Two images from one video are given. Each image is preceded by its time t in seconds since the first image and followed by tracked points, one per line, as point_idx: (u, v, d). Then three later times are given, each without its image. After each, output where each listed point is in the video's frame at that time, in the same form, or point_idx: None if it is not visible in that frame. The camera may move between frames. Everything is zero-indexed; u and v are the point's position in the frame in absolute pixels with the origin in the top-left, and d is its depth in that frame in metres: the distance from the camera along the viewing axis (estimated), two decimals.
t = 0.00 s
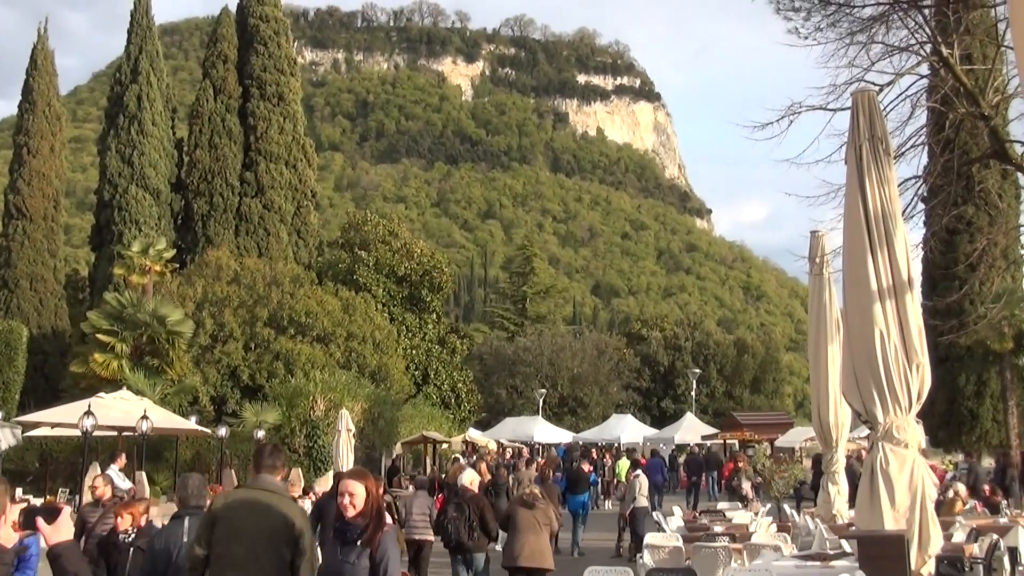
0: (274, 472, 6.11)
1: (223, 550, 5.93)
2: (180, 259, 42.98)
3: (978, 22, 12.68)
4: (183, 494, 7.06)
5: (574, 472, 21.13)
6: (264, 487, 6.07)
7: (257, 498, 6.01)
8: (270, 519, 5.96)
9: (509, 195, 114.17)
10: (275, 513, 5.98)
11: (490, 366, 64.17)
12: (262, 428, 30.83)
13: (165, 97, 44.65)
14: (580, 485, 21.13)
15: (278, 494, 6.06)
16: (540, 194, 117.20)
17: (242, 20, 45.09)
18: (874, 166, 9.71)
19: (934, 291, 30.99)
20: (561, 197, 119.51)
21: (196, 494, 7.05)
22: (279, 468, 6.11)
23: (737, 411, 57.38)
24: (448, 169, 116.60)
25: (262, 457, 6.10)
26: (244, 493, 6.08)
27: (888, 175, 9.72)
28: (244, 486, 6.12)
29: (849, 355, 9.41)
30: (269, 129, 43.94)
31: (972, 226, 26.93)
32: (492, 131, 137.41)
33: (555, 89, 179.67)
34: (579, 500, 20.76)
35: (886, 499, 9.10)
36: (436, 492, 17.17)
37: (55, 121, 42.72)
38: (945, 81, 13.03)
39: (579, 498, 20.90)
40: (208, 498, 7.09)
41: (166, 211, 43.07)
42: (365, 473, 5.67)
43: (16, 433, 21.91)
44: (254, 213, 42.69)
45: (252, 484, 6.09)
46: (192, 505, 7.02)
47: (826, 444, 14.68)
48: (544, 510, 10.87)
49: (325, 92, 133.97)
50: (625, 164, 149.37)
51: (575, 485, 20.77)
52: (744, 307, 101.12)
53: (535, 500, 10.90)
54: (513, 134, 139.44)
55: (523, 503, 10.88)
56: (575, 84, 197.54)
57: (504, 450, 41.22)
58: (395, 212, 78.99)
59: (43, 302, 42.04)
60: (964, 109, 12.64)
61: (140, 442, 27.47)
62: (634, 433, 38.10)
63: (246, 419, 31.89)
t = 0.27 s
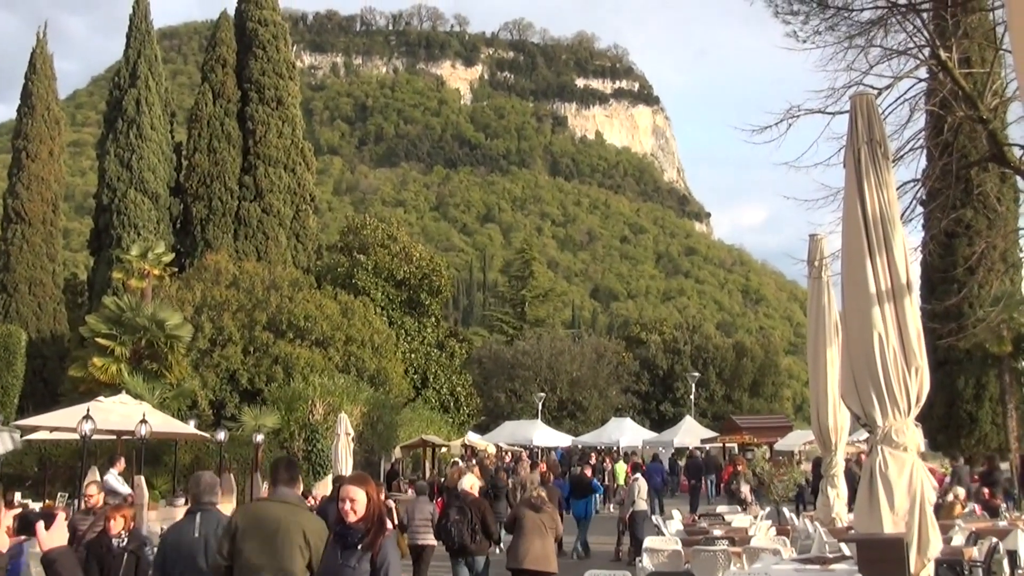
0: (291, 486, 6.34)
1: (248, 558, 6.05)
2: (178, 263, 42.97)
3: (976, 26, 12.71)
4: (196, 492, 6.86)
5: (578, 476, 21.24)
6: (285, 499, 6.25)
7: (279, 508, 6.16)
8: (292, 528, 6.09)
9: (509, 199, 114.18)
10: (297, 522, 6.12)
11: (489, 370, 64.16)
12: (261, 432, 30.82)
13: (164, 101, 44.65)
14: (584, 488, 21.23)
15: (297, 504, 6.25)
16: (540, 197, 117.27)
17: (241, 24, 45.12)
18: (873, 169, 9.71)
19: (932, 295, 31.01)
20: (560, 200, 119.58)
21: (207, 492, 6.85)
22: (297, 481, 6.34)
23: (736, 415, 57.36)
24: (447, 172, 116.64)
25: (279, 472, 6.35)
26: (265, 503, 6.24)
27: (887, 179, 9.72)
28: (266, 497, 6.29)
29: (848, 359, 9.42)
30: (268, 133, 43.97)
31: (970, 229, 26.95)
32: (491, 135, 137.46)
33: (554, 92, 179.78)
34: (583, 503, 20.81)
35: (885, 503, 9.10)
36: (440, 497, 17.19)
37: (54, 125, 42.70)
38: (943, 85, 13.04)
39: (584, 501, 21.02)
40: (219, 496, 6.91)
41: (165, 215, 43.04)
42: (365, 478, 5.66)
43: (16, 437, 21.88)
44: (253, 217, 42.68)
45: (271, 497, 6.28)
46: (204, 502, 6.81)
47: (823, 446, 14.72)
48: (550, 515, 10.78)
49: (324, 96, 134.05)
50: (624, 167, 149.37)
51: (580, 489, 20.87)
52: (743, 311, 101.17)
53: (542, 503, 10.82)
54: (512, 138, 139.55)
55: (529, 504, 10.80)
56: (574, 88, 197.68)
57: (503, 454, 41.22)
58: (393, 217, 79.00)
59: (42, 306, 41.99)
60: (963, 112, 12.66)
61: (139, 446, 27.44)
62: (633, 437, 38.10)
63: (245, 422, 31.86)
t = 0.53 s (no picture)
0: (305, 483, 6.59)
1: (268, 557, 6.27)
2: (177, 267, 42.96)
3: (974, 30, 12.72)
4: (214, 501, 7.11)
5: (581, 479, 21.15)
6: (301, 497, 6.49)
7: (294, 506, 6.40)
8: (307, 525, 6.34)
9: (507, 203, 114.23)
10: (311, 518, 6.37)
11: (487, 374, 64.14)
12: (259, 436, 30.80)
13: (162, 105, 44.63)
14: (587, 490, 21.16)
15: (312, 503, 6.50)
16: (538, 201, 117.25)
17: (240, 28, 45.11)
18: (872, 173, 9.71)
19: (931, 299, 31.01)
20: (559, 204, 119.59)
21: (227, 501, 7.08)
22: (310, 479, 6.60)
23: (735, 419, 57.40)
24: (445, 176, 116.63)
25: (293, 471, 6.59)
26: (283, 503, 6.47)
27: (885, 184, 9.72)
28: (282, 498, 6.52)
29: (846, 363, 9.42)
30: (266, 136, 43.96)
31: (969, 234, 26.96)
32: (490, 138, 137.42)
33: (552, 96, 179.82)
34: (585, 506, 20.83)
35: (883, 507, 9.11)
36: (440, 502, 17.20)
37: (52, 129, 42.68)
38: (942, 89, 13.05)
39: (587, 504, 20.94)
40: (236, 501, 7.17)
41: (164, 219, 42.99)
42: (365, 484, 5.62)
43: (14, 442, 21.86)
44: (251, 220, 42.66)
45: (288, 495, 6.52)
46: (223, 510, 7.04)
47: (823, 451, 14.66)
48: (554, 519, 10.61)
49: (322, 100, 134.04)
50: (623, 171, 149.44)
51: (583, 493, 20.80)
52: (742, 315, 101.16)
53: (545, 508, 10.66)
54: (511, 142, 139.58)
55: (533, 508, 10.64)
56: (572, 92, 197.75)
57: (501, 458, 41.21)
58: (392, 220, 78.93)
59: (40, 310, 41.99)
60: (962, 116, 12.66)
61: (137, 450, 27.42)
62: (631, 440, 38.06)
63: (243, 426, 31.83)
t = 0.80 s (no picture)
0: (327, 493, 6.75)
1: (288, 559, 6.37)
2: (175, 270, 42.94)
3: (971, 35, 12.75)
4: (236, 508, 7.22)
5: (588, 482, 21.34)
6: (319, 505, 6.63)
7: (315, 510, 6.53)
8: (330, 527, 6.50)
9: (505, 206, 114.23)
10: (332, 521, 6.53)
11: (485, 377, 64.18)
12: (257, 439, 30.77)
13: (161, 108, 44.64)
14: (594, 494, 21.37)
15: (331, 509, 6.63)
16: (537, 206, 117.36)
17: (239, 32, 45.11)
18: (869, 177, 9.73)
19: (929, 302, 31.02)
20: (557, 208, 119.69)
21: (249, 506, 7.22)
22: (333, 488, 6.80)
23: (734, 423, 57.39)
24: (443, 180, 116.70)
25: (316, 479, 6.79)
26: (303, 509, 6.60)
27: (883, 188, 9.72)
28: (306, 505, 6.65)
29: (845, 367, 9.42)
30: (264, 139, 43.95)
31: (967, 237, 26.97)
32: (489, 142, 137.53)
33: (551, 100, 180.01)
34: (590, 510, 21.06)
35: (881, 511, 9.11)
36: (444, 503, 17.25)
37: (51, 133, 42.67)
38: (939, 93, 13.07)
39: (592, 508, 21.12)
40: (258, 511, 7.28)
41: (161, 223, 42.94)
42: (360, 487, 5.64)
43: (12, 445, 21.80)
44: (249, 224, 42.63)
45: (310, 501, 6.68)
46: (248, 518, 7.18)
47: (821, 455, 14.69)
48: (555, 524, 10.58)
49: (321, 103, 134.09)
50: (621, 175, 149.47)
51: (588, 497, 20.97)
52: (740, 319, 101.25)
53: (546, 511, 10.62)
54: (509, 146, 139.73)
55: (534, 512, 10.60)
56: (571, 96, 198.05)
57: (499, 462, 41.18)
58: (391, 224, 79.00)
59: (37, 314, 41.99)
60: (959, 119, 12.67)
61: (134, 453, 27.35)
62: (630, 443, 38.05)
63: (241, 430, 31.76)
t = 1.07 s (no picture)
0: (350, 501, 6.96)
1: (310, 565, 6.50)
2: (173, 273, 42.93)
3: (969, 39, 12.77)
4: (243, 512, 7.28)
5: (595, 486, 21.63)
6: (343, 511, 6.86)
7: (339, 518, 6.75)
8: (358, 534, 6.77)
9: (504, 210, 114.23)
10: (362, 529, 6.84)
11: (484, 381, 64.20)
12: (255, 442, 30.78)
13: (159, 112, 44.64)
14: (600, 498, 21.65)
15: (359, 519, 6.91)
16: (536, 209, 117.42)
17: (237, 35, 45.14)
18: (867, 180, 9.74)
19: (928, 306, 31.07)
20: (556, 211, 119.75)
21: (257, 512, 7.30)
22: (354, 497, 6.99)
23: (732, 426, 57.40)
24: (442, 183, 116.71)
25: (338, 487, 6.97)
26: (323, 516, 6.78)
27: (881, 192, 9.73)
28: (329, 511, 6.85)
29: (843, 370, 9.42)
30: (262, 143, 43.98)
31: (965, 241, 27.02)
32: (487, 146, 137.57)
33: (550, 104, 179.98)
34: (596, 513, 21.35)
35: (879, 514, 9.12)
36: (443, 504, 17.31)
37: (49, 136, 42.66)
38: (937, 96, 13.09)
39: (599, 511, 21.41)
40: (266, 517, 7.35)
41: (160, 226, 42.92)
42: (362, 492, 5.67)
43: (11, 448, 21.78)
44: (248, 227, 42.64)
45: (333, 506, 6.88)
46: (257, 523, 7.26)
47: (819, 458, 14.71)
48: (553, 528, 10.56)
49: (319, 106, 133.98)
50: (619, 178, 149.52)
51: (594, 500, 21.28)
52: (739, 322, 101.38)
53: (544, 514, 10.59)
54: (508, 150, 139.80)
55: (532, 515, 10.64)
56: (570, 99, 198.17)
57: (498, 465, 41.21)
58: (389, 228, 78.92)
59: (36, 317, 41.97)
60: (957, 123, 12.69)
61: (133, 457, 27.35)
62: (629, 446, 38.08)
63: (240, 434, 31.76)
